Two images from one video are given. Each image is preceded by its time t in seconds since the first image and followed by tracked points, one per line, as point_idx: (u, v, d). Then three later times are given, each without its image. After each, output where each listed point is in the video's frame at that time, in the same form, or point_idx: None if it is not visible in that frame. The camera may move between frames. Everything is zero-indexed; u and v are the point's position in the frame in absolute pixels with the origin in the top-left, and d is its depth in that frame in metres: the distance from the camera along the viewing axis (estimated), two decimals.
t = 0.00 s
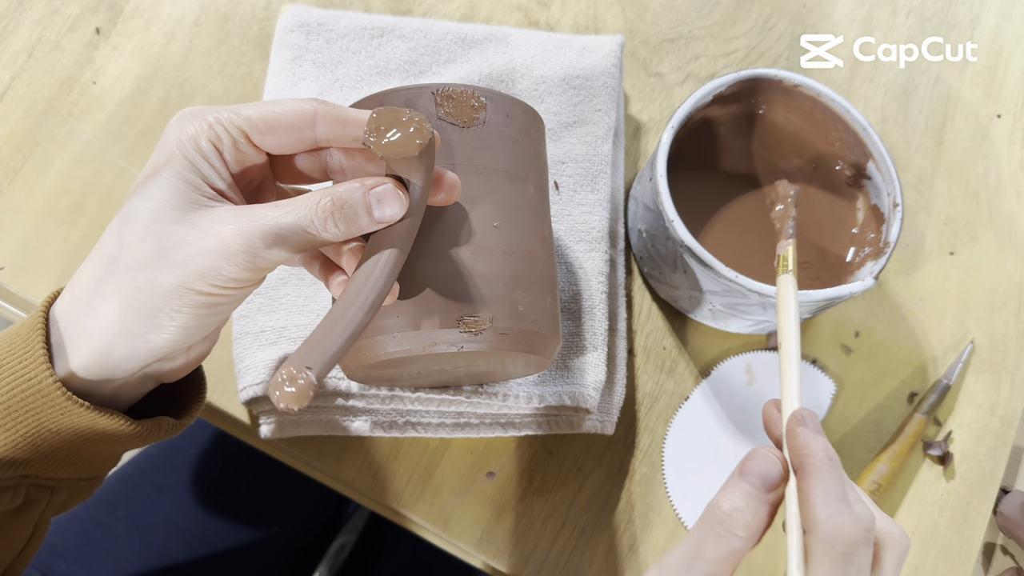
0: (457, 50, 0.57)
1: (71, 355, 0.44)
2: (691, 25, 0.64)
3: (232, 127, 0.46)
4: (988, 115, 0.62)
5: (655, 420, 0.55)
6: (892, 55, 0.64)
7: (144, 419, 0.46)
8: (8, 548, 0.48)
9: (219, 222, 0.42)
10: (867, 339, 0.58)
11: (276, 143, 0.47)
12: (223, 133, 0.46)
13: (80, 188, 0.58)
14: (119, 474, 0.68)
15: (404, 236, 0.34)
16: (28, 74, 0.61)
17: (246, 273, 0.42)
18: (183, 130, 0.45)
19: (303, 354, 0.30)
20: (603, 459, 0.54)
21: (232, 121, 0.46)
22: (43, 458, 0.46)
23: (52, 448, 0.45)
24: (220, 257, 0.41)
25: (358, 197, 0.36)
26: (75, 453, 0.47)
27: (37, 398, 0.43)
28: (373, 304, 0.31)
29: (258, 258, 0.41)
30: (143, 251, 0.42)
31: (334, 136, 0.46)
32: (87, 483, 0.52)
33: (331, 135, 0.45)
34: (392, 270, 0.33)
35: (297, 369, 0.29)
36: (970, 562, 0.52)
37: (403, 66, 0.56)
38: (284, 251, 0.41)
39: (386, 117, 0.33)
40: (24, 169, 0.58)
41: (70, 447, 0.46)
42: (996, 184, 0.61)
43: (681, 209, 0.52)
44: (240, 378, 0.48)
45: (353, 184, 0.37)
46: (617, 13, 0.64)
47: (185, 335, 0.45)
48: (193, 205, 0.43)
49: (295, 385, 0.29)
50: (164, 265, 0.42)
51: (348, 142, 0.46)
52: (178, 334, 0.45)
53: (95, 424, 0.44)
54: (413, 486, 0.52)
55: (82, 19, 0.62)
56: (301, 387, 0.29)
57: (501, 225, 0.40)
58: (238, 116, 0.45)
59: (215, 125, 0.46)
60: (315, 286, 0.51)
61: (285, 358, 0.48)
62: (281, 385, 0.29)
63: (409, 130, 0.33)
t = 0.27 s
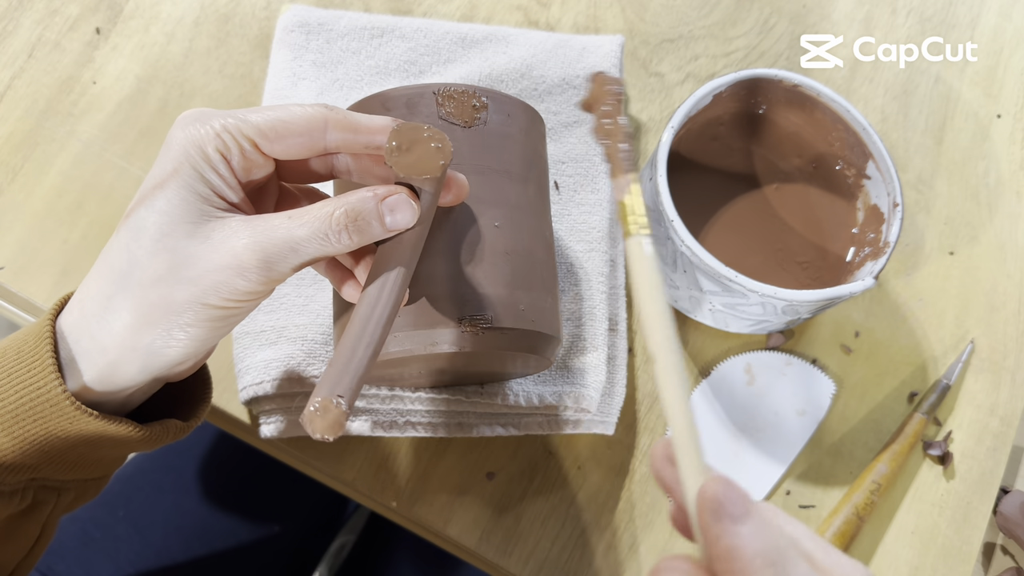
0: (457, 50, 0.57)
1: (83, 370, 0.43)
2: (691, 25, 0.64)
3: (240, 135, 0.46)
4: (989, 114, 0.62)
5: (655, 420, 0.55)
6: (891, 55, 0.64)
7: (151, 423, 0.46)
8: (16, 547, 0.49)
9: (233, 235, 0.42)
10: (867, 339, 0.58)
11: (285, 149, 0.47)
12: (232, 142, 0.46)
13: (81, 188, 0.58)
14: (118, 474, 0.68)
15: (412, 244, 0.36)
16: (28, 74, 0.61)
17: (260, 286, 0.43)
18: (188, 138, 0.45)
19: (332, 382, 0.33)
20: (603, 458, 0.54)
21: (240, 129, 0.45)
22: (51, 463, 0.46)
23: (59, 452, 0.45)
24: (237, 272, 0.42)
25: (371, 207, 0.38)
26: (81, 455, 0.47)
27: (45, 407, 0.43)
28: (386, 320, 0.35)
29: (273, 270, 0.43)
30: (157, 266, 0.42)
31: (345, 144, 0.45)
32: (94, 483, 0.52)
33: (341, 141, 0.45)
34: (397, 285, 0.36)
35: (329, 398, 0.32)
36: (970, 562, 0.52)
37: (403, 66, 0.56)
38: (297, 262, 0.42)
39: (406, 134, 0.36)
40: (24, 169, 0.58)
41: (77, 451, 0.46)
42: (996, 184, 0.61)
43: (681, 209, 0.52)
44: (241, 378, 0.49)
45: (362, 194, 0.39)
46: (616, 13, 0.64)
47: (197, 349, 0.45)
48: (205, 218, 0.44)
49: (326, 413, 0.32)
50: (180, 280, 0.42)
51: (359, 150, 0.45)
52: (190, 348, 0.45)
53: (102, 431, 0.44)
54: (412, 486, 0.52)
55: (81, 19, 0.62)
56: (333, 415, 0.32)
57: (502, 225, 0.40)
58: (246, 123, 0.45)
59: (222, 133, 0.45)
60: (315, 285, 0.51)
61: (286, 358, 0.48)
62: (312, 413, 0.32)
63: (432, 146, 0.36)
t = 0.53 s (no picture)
0: (457, 49, 0.57)
1: (87, 364, 0.43)
2: (691, 24, 0.64)
3: (251, 131, 0.46)
4: (989, 114, 0.62)
5: (655, 420, 0.55)
6: (891, 55, 0.64)
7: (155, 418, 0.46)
8: (20, 543, 0.49)
9: (241, 231, 0.42)
10: (867, 339, 0.57)
11: (296, 147, 0.47)
12: (241, 137, 0.46)
13: (80, 188, 0.58)
14: (118, 474, 0.68)
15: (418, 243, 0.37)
16: (28, 74, 0.60)
17: (267, 283, 0.43)
18: (198, 132, 0.45)
19: (343, 378, 0.34)
20: (603, 458, 0.54)
21: (250, 125, 0.46)
22: (55, 458, 0.46)
23: (63, 447, 0.45)
24: (245, 268, 0.42)
25: (379, 205, 0.38)
26: (84, 451, 0.47)
27: (49, 402, 0.42)
28: (394, 316, 0.35)
29: (280, 267, 0.43)
30: (166, 261, 0.42)
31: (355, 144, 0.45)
32: (97, 478, 0.52)
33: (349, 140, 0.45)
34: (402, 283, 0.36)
35: (341, 394, 0.33)
36: (970, 562, 0.52)
37: (403, 66, 0.56)
38: (305, 259, 0.42)
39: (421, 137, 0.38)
40: (24, 169, 0.58)
41: (81, 446, 0.46)
42: (996, 184, 0.60)
43: (682, 209, 0.52)
44: (240, 378, 0.48)
45: (369, 193, 0.39)
46: (617, 13, 0.64)
47: (202, 345, 0.45)
48: (214, 213, 0.44)
49: (338, 411, 0.33)
50: (188, 275, 0.42)
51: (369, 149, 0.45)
52: (195, 344, 0.45)
53: (106, 427, 0.44)
54: (412, 486, 0.52)
55: (81, 19, 0.62)
56: (346, 411, 0.33)
57: (502, 225, 0.40)
58: (257, 120, 0.46)
59: (232, 128, 0.45)
60: (315, 285, 0.51)
61: (286, 358, 0.48)
62: (325, 410, 0.33)
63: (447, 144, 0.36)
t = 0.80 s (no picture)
0: (457, 49, 0.56)
1: (87, 366, 0.43)
2: (692, 23, 0.63)
3: (249, 131, 0.45)
4: (990, 114, 0.62)
5: (656, 421, 0.55)
6: (893, 54, 0.63)
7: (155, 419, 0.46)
8: (19, 544, 0.49)
9: (240, 231, 0.42)
10: (869, 339, 0.57)
11: (295, 147, 0.47)
12: (240, 137, 0.45)
13: (79, 187, 0.57)
14: (118, 474, 0.67)
15: (417, 243, 0.37)
16: (27, 73, 0.60)
17: (267, 283, 0.43)
18: (198, 133, 0.45)
19: (344, 380, 0.34)
20: (604, 459, 0.54)
21: (249, 125, 0.45)
22: (55, 459, 0.46)
23: (62, 449, 0.45)
24: (244, 269, 0.42)
25: (379, 205, 0.38)
26: (85, 452, 0.46)
27: (48, 404, 0.42)
28: (395, 317, 0.35)
29: (280, 268, 0.42)
30: (164, 262, 0.42)
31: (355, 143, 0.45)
32: (97, 479, 0.52)
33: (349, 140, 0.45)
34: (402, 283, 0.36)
35: (342, 395, 0.34)
36: (972, 563, 0.52)
37: (403, 65, 0.56)
38: (305, 259, 0.42)
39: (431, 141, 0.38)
40: (22, 168, 0.58)
41: (81, 448, 0.45)
42: (998, 184, 0.60)
43: (682, 209, 0.52)
44: (239, 379, 0.48)
45: (368, 193, 0.39)
46: (617, 12, 0.63)
47: (202, 346, 0.45)
48: (212, 214, 0.43)
49: (341, 412, 0.33)
50: (186, 276, 0.42)
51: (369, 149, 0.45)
52: (195, 345, 0.44)
53: (106, 428, 0.43)
54: (412, 487, 0.52)
55: (80, 18, 0.62)
56: (349, 413, 0.33)
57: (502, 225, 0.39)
58: (256, 120, 0.45)
59: (231, 128, 0.45)
60: (314, 286, 0.51)
61: (285, 358, 0.48)
62: (327, 412, 0.33)
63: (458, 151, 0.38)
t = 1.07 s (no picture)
0: (457, 48, 0.56)
1: (85, 367, 0.43)
2: (692, 23, 0.63)
3: (247, 131, 0.45)
4: (991, 114, 0.62)
5: (657, 421, 0.54)
6: (893, 54, 0.63)
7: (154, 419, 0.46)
8: (18, 545, 0.49)
9: (238, 232, 0.42)
10: (870, 339, 0.57)
11: (293, 147, 0.47)
12: (238, 137, 0.45)
13: (78, 187, 0.57)
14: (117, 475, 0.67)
15: (416, 243, 0.37)
16: (26, 73, 0.60)
17: (265, 284, 0.43)
18: (196, 133, 0.45)
19: (344, 381, 0.33)
20: (604, 460, 0.53)
21: (247, 125, 0.45)
22: (53, 460, 0.46)
23: (61, 450, 0.45)
24: (243, 269, 0.41)
25: (378, 206, 0.37)
26: (83, 453, 0.46)
27: (47, 405, 0.42)
28: (394, 317, 0.35)
29: (279, 268, 0.42)
30: (161, 262, 0.42)
31: (354, 143, 0.45)
32: (95, 479, 0.51)
33: (348, 140, 0.45)
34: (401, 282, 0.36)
35: (342, 396, 0.33)
36: (973, 563, 0.52)
37: (403, 65, 0.56)
38: (303, 259, 0.42)
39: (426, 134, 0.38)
40: (21, 168, 0.58)
41: (79, 448, 0.45)
42: (998, 184, 0.60)
43: (683, 209, 0.51)
44: (238, 379, 0.48)
45: (367, 193, 0.38)
46: (618, 11, 0.63)
47: (200, 346, 0.45)
48: (210, 214, 0.43)
49: (341, 412, 0.33)
50: (185, 277, 0.42)
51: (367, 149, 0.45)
52: (193, 345, 0.44)
53: (104, 429, 0.43)
54: (411, 488, 0.51)
55: (79, 17, 0.62)
56: (348, 413, 0.33)
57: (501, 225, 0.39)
58: (254, 120, 0.45)
59: (229, 129, 0.45)
60: (313, 286, 0.51)
61: (285, 359, 0.48)
62: (326, 412, 0.33)
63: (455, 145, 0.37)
